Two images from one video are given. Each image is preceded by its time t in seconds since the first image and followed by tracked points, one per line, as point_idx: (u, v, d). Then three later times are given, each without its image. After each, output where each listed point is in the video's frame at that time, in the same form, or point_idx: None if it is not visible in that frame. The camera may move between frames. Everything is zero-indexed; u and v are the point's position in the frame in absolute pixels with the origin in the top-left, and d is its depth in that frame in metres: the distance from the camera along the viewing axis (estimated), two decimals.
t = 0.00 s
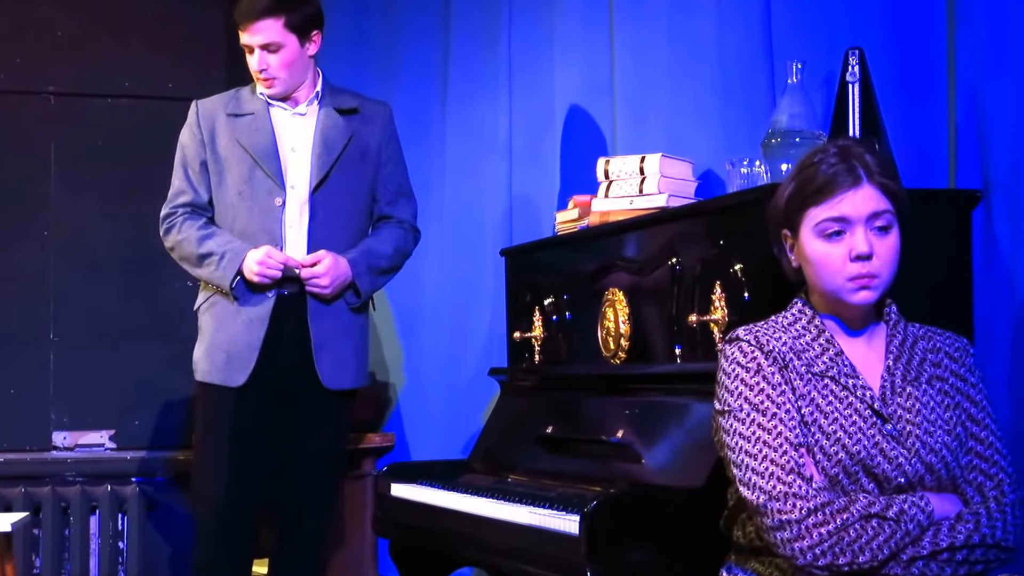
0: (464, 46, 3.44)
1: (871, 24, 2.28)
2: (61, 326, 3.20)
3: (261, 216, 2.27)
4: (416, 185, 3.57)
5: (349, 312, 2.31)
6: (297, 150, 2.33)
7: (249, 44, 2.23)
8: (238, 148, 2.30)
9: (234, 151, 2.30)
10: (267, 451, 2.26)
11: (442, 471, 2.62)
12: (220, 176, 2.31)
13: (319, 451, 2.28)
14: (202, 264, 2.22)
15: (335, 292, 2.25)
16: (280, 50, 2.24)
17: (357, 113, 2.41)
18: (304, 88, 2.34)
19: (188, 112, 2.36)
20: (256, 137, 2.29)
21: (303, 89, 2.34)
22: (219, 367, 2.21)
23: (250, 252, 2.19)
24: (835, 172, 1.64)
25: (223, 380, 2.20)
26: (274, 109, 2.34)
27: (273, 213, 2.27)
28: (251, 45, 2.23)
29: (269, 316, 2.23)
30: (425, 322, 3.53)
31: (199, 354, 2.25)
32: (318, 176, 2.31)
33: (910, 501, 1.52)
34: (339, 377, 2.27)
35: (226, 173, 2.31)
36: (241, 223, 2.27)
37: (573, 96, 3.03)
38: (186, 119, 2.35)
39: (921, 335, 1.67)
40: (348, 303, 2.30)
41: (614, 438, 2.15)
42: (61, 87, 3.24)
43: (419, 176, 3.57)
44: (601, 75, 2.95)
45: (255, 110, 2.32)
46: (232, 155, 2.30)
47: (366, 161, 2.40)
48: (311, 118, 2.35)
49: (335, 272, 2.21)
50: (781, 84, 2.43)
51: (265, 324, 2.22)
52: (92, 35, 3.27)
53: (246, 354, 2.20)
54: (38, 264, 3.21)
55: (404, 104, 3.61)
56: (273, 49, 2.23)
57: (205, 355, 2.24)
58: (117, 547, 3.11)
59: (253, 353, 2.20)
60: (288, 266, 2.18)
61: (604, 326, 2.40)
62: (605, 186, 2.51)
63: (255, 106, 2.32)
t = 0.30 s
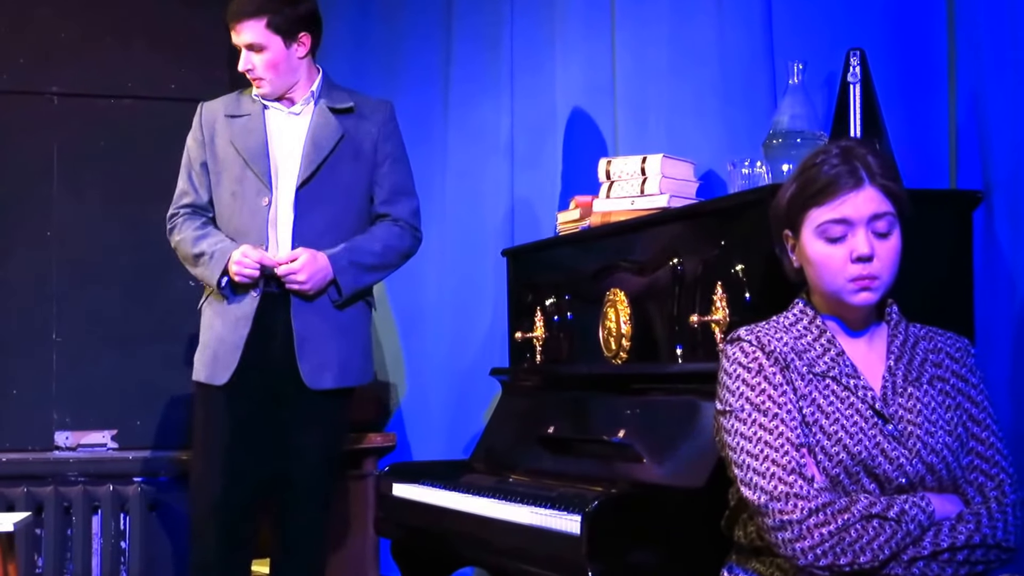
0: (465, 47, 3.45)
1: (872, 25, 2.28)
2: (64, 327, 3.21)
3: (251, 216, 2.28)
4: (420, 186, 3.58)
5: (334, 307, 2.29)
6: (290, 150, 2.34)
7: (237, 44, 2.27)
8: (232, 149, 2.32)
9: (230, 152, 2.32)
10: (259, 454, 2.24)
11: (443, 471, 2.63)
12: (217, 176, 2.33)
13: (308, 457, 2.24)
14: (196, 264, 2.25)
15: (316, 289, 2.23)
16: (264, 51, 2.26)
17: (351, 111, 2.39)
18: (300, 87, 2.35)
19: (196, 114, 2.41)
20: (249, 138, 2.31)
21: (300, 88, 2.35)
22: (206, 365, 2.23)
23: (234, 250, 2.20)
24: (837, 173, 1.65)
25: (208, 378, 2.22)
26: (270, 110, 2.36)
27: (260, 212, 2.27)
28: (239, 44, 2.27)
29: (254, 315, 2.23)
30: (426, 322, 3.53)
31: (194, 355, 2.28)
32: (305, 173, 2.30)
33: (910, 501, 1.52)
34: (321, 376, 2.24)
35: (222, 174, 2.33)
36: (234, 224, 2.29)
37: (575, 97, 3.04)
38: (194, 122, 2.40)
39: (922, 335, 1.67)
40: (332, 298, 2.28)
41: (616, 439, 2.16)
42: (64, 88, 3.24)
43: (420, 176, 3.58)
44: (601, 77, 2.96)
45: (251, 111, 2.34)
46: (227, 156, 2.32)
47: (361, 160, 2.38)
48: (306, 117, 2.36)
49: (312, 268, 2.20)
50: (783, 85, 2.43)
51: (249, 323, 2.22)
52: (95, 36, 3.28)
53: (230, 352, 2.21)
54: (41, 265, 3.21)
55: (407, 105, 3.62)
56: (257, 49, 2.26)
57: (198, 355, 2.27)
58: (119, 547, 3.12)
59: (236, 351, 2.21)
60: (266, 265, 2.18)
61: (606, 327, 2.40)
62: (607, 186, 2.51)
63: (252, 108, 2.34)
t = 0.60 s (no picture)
0: (467, 48, 3.45)
1: (875, 27, 2.28)
2: (67, 327, 3.22)
3: (243, 222, 2.30)
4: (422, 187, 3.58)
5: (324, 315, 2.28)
6: (286, 156, 2.36)
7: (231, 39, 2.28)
8: (227, 154, 2.35)
9: (227, 158, 2.35)
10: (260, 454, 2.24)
11: (445, 472, 2.63)
12: (218, 180, 2.37)
13: (303, 461, 2.23)
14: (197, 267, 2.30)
15: (303, 297, 2.23)
16: (254, 49, 2.26)
17: (344, 118, 2.38)
18: (294, 89, 2.34)
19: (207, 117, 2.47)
20: (244, 145, 2.33)
21: (295, 91, 2.35)
22: (197, 370, 2.25)
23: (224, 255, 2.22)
24: (838, 174, 1.65)
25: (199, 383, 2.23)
26: (267, 115, 2.38)
27: (250, 219, 2.30)
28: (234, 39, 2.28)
29: (244, 321, 2.24)
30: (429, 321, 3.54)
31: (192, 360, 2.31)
32: (295, 182, 2.30)
33: (912, 502, 1.52)
34: (315, 387, 2.23)
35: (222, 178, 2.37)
36: (231, 228, 2.32)
37: (578, 98, 3.04)
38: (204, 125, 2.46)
39: (924, 337, 1.67)
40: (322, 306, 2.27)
41: (617, 440, 2.15)
42: (68, 88, 3.24)
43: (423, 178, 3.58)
44: (603, 79, 2.96)
45: (249, 117, 2.36)
46: (224, 161, 2.35)
47: (354, 166, 2.37)
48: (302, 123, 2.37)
49: (298, 277, 2.19)
50: (785, 87, 2.43)
51: (238, 329, 2.23)
52: (98, 36, 3.28)
53: (219, 357, 2.22)
54: (44, 266, 3.21)
55: (409, 106, 3.62)
56: (248, 46, 2.26)
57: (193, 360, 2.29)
58: (121, 547, 3.12)
59: (224, 356, 2.21)
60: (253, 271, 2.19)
61: (608, 328, 2.40)
62: (608, 187, 2.52)
63: (251, 113, 2.37)
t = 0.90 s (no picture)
0: (469, 49, 3.45)
1: (877, 28, 2.28)
2: (68, 328, 3.22)
3: (241, 224, 2.29)
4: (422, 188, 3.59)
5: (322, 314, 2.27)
6: (287, 157, 2.35)
7: (248, 39, 2.26)
8: (226, 156, 2.35)
9: (225, 160, 2.35)
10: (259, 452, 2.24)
11: (446, 472, 2.63)
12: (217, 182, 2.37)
13: (302, 461, 2.24)
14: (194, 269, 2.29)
15: (302, 294, 2.22)
16: (278, 49, 2.27)
17: (345, 121, 2.38)
18: (299, 91, 2.37)
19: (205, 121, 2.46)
20: (242, 146, 2.33)
21: (299, 93, 2.37)
22: (195, 372, 2.25)
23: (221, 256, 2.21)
24: (840, 175, 1.65)
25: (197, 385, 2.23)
26: (267, 117, 2.38)
27: (248, 221, 2.29)
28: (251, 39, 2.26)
29: (242, 322, 2.23)
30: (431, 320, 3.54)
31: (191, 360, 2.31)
32: (296, 182, 2.30)
33: (913, 503, 1.52)
34: (317, 386, 2.23)
35: (220, 180, 2.36)
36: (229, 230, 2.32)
37: (579, 99, 3.04)
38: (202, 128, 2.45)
39: (925, 338, 1.67)
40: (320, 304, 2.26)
41: (618, 441, 2.15)
42: (69, 89, 3.25)
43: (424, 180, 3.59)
44: (604, 80, 2.96)
45: (248, 119, 2.36)
46: (222, 163, 2.35)
47: (355, 168, 2.37)
48: (303, 125, 2.37)
49: (295, 272, 2.18)
50: (787, 88, 2.43)
51: (235, 331, 2.22)
52: (99, 37, 3.28)
53: (216, 359, 2.22)
54: (45, 267, 3.22)
55: (410, 106, 3.63)
56: (270, 47, 2.26)
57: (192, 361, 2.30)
58: (123, 548, 3.12)
59: (222, 359, 2.21)
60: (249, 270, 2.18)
61: (609, 328, 2.40)
62: (609, 188, 2.52)
63: (249, 115, 2.36)
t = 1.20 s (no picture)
0: (469, 49, 3.45)
1: (878, 29, 2.28)
2: (69, 328, 3.22)
3: (253, 225, 2.27)
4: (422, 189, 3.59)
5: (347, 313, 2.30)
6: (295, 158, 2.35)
7: (294, 44, 2.23)
8: (232, 157, 2.31)
9: (229, 162, 2.31)
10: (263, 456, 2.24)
11: (447, 473, 2.63)
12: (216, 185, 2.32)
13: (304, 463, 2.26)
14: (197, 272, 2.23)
15: (329, 292, 2.24)
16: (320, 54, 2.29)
17: (354, 122, 2.41)
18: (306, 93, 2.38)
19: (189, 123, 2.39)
20: (250, 148, 2.31)
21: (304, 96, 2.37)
22: (206, 374, 2.23)
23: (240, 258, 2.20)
24: (841, 176, 1.65)
25: (211, 387, 2.22)
26: (272, 119, 2.36)
27: (264, 224, 2.27)
28: (297, 44, 2.24)
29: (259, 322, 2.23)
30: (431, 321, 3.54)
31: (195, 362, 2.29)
32: (315, 183, 2.31)
33: (914, 504, 1.52)
34: (343, 383, 2.26)
35: (222, 183, 2.32)
36: (236, 232, 2.28)
37: (580, 99, 3.03)
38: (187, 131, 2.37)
39: (926, 338, 1.67)
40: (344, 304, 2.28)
41: (619, 441, 2.15)
42: (69, 90, 3.25)
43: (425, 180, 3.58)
44: (605, 81, 2.96)
45: (250, 120, 2.34)
46: (226, 165, 2.31)
47: (365, 168, 2.39)
48: (309, 127, 2.38)
49: (326, 270, 2.22)
50: (788, 88, 2.43)
51: (253, 331, 2.22)
52: (100, 38, 3.28)
53: (233, 360, 2.21)
54: (46, 267, 3.22)
55: (410, 106, 3.63)
56: (314, 52, 2.27)
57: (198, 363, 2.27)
58: (124, 548, 3.13)
59: (240, 360, 2.21)
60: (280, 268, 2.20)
61: (610, 329, 2.40)
62: (610, 189, 2.52)
63: (251, 117, 2.34)
